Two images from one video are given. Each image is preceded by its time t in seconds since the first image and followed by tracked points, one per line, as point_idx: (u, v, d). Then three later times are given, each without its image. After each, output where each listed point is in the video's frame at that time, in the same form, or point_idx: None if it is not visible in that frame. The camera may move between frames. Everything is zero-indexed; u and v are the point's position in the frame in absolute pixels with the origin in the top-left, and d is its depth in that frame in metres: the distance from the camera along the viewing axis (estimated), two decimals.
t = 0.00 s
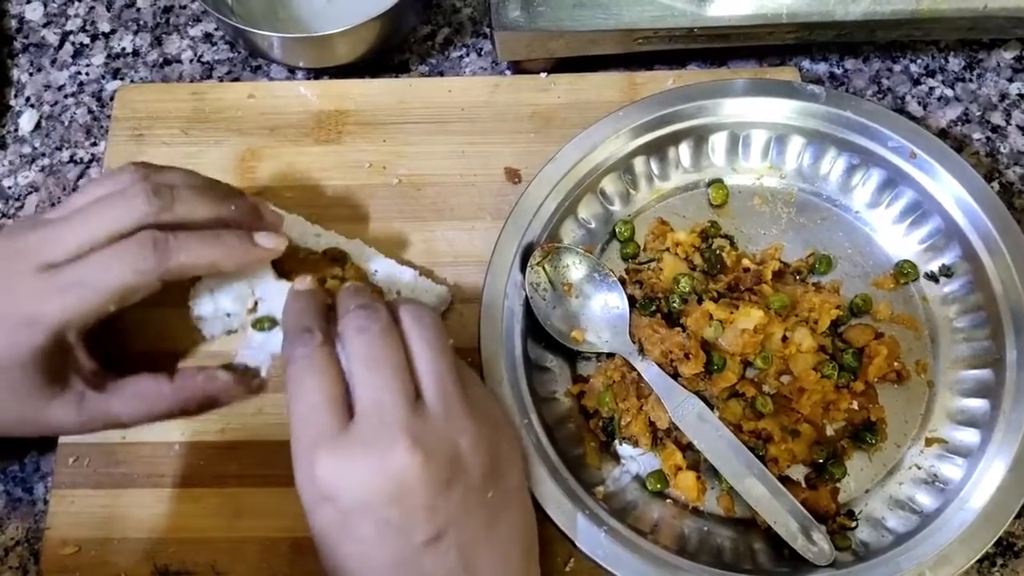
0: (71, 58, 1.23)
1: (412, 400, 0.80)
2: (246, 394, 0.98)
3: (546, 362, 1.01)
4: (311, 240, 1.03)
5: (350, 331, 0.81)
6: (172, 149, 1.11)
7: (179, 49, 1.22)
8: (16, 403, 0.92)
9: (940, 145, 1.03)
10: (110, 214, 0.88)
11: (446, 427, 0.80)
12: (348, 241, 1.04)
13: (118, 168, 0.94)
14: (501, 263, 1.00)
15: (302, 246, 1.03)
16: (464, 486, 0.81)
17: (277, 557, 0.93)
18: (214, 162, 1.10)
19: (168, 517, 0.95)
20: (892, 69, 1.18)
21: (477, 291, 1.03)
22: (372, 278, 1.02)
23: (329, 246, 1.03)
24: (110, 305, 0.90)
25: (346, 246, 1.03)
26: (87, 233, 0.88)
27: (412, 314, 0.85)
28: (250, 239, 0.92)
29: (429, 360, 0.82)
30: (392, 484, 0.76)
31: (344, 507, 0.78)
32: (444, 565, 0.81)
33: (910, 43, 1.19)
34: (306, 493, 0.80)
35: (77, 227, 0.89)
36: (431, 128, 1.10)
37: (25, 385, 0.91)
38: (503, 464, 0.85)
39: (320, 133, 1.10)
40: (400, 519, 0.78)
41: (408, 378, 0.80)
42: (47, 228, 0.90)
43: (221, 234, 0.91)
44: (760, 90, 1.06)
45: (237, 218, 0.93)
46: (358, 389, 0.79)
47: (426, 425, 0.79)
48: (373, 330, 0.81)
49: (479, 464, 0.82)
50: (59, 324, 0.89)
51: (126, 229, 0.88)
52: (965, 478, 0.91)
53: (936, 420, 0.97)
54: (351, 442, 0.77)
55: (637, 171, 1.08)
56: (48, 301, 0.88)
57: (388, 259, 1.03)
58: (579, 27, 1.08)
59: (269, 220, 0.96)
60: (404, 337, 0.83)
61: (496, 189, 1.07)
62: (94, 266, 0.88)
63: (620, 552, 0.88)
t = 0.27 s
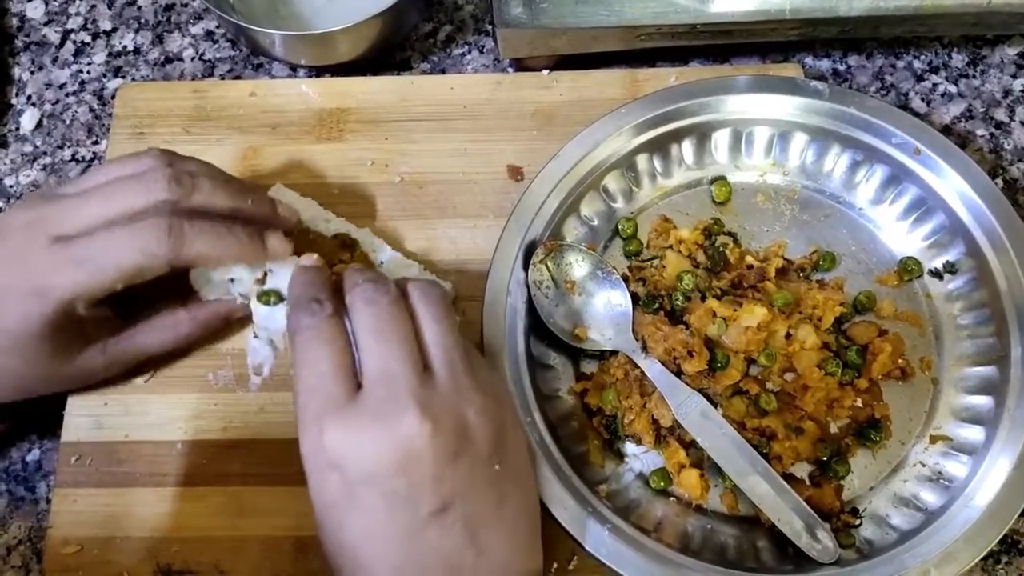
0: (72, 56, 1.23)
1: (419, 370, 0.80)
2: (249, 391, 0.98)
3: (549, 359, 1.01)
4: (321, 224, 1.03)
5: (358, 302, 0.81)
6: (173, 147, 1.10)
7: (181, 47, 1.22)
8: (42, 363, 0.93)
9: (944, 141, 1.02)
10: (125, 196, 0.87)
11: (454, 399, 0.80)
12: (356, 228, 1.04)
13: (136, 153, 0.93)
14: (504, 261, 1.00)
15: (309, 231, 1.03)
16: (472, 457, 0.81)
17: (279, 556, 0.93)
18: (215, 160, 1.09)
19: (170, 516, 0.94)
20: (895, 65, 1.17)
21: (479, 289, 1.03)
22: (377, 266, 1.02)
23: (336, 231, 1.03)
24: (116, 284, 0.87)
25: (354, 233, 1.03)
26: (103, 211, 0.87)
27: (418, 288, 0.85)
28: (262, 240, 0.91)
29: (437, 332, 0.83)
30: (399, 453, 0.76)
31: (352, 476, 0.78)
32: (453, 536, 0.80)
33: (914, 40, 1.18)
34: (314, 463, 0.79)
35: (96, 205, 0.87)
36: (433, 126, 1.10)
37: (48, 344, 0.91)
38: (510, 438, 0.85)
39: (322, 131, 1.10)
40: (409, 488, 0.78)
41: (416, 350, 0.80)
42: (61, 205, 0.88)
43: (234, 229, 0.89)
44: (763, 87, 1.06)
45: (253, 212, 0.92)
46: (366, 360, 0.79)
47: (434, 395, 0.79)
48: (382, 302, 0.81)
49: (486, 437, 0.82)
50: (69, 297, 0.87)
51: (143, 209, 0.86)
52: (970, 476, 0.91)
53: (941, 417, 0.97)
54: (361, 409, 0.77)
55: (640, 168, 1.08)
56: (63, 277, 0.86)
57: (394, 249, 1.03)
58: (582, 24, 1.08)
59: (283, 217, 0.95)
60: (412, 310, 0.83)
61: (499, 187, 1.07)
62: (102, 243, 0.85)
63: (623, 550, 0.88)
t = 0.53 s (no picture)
0: (72, 56, 1.23)
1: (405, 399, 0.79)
2: (249, 391, 0.98)
3: (549, 359, 1.00)
4: (320, 230, 1.04)
5: (347, 330, 0.81)
6: (173, 147, 1.10)
7: (180, 47, 1.22)
8: (48, 366, 0.93)
9: (945, 141, 1.02)
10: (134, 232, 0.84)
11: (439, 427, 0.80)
12: (355, 232, 1.04)
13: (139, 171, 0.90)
14: (504, 261, 0.99)
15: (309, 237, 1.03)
16: (456, 484, 0.81)
17: (280, 556, 0.93)
18: (215, 160, 1.09)
19: (171, 517, 0.94)
20: (896, 64, 1.17)
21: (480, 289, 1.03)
22: (378, 271, 1.02)
23: (336, 238, 1.03)
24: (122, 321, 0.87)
25: (353, 238, 1.03)
26: (108, 244, 0.85)
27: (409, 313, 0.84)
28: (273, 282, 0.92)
29: (425, 358, 0.82)
30: (382, 484, 0.76)
31: (336, 506, 0.78)
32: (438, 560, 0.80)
33: (914, 39, 1.18)
34: (301, 488, 0.79)
35: (100, 239, 0.85)
36: (433, 126, 1.10)
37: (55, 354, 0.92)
38: (496, 463, 0.85)
39: (322, 131, 1.10)
40: (393, 516, 0.78)
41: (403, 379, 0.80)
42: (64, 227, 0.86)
43: (245, 273, 0.90)
44: (763, 86, 1.06)
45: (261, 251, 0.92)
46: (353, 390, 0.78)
47: (419, 425, 0.78)
48: (370, 328, 0.81)
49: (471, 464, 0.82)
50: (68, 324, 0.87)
51: (152, 250, 0.85)
52: (971, 476, 0.91)
53: (942, 417, 0.97)
54: (346, 440, 0.77)
55: (640, 168, 1.08)
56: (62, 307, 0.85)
57: (394, 250, 1.03)
58: (582, 23, 1.08)
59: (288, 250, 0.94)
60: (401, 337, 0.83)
61: (499, 187, 1.07)
62: (110, 280, 0.84)
63: (624, 549, 0.88)
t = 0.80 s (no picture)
0: (73, 57, 1.23)
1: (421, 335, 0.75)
2: (249, 391, 0.98)
3: (550, 359, 1.00)
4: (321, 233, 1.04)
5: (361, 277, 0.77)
6: (174, 147, 1.10)
7: (181, 48, 1.22)
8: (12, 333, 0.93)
9: (945, 141, 1.02)
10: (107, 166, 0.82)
11: (459, 362, 0.75)
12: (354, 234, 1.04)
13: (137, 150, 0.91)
14: (505, 261, 0.99)
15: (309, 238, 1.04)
16: (477, 423, 0.75)
17: (280, 556, 0.93)
18: (215, 161, 1.09)
19: (172, 516, 0.94)
20: (896, 65, 1.17)
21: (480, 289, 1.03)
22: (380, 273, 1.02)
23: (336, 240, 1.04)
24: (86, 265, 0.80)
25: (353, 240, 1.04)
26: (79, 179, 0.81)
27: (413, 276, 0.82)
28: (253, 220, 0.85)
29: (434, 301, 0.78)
30: (404, 417, 0.71)
31: (352, 444, 0.71)
32: (446, 517, 0.73)
33: (914, 40, 1.18)
34: (312, 427, 0.73)
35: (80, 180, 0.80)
36: (433, 126, 1.10)
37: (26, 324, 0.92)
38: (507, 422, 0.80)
39: (322, 132, 1.10)
40: (410, 462, 0.71)
41: (416, 317, 0.75)
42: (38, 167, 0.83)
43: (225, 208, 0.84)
44: (764, 86, 1.06)
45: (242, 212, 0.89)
46: (366, 327, 0.74)
47: (440, 359, 0.74)
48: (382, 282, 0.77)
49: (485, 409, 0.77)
50: (31, 262, 0.80)
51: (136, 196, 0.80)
52: (971, 476, 0.91)
53: (942, 417, 0.97)
54: (365, 373, 0.71)
55: (641, 169, 1.08)
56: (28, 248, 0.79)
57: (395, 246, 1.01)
58: (582, 24, 1.08)
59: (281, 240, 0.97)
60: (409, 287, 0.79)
61: (499, 187, 1.07)
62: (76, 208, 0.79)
63: (624, 549, 0.88)
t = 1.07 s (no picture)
0: (75, 56, 1.23)
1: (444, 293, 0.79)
2: (252, 389, 0.99)
3: (551, 357, 1.00)
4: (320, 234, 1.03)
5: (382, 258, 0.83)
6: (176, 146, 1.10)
7: (183, 47, 1.22)
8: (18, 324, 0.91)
9: (947, 139, 1.02)
10: (132, 178, 0.85)
11: (482, 318, 0.78)
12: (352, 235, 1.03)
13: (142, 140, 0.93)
14: (507, 258, 0.99)
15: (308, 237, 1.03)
16: (500, 369, 0.75)
17: (283, 553, 0.93)
18: (217, 159, 1.10)
19: (174, 514, 0.95)
20: (898, 63, 1.17)
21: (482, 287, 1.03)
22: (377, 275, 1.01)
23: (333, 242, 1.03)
24: (105, 271, 0.86)
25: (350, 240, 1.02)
26: (104, 189, 0.85)
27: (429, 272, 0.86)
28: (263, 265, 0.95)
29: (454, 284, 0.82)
30: (427, 340, 0.72)
31: (373, 363, 0.71)
32: (456, 460, 0.68)
33: (915, 38, 1.18)
34: (333, 355, 0.73)
35: (97, 181, 0.85)
36: (435, 124, 1.10)
37: (32, 321, 0.91)
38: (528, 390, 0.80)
39: (324, 130, 1.10)
40: (423, 387, 0.70)
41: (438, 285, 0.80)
42: (56, 165, 0.85)
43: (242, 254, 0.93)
44: (765, 84, 1.06)
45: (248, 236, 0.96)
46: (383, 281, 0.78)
47: (462, 308, 0.77)
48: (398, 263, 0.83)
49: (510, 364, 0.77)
50: (49, 266, 0.85)
51: (150, 197, 0.86)
52: (972, 473, 0.91)
53: (944, 414, 0.97)
54: (384, 303, 0.74)
55: (642, 167, 1.08)
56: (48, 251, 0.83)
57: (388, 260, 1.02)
58: (584, 22, 1.08)
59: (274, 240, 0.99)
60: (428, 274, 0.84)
61: (501, 186, 1.07)
62: (102, 222, 0.83)
63: (626, 546, 0.88)
